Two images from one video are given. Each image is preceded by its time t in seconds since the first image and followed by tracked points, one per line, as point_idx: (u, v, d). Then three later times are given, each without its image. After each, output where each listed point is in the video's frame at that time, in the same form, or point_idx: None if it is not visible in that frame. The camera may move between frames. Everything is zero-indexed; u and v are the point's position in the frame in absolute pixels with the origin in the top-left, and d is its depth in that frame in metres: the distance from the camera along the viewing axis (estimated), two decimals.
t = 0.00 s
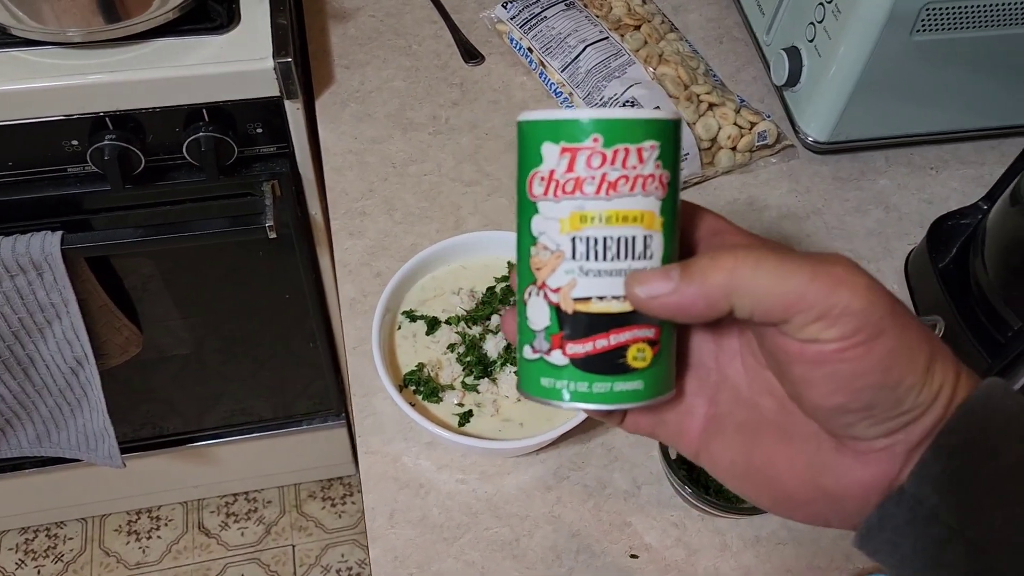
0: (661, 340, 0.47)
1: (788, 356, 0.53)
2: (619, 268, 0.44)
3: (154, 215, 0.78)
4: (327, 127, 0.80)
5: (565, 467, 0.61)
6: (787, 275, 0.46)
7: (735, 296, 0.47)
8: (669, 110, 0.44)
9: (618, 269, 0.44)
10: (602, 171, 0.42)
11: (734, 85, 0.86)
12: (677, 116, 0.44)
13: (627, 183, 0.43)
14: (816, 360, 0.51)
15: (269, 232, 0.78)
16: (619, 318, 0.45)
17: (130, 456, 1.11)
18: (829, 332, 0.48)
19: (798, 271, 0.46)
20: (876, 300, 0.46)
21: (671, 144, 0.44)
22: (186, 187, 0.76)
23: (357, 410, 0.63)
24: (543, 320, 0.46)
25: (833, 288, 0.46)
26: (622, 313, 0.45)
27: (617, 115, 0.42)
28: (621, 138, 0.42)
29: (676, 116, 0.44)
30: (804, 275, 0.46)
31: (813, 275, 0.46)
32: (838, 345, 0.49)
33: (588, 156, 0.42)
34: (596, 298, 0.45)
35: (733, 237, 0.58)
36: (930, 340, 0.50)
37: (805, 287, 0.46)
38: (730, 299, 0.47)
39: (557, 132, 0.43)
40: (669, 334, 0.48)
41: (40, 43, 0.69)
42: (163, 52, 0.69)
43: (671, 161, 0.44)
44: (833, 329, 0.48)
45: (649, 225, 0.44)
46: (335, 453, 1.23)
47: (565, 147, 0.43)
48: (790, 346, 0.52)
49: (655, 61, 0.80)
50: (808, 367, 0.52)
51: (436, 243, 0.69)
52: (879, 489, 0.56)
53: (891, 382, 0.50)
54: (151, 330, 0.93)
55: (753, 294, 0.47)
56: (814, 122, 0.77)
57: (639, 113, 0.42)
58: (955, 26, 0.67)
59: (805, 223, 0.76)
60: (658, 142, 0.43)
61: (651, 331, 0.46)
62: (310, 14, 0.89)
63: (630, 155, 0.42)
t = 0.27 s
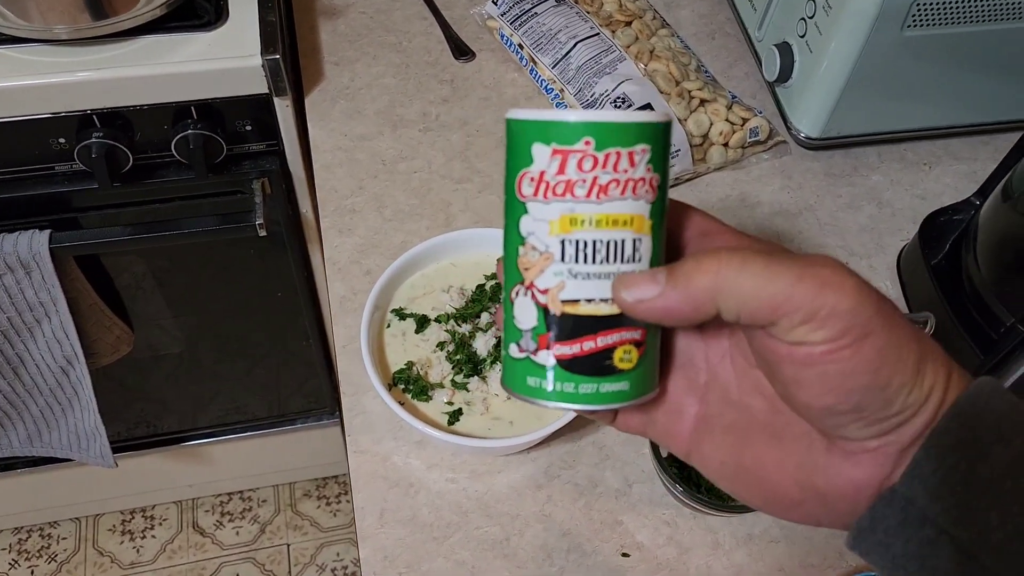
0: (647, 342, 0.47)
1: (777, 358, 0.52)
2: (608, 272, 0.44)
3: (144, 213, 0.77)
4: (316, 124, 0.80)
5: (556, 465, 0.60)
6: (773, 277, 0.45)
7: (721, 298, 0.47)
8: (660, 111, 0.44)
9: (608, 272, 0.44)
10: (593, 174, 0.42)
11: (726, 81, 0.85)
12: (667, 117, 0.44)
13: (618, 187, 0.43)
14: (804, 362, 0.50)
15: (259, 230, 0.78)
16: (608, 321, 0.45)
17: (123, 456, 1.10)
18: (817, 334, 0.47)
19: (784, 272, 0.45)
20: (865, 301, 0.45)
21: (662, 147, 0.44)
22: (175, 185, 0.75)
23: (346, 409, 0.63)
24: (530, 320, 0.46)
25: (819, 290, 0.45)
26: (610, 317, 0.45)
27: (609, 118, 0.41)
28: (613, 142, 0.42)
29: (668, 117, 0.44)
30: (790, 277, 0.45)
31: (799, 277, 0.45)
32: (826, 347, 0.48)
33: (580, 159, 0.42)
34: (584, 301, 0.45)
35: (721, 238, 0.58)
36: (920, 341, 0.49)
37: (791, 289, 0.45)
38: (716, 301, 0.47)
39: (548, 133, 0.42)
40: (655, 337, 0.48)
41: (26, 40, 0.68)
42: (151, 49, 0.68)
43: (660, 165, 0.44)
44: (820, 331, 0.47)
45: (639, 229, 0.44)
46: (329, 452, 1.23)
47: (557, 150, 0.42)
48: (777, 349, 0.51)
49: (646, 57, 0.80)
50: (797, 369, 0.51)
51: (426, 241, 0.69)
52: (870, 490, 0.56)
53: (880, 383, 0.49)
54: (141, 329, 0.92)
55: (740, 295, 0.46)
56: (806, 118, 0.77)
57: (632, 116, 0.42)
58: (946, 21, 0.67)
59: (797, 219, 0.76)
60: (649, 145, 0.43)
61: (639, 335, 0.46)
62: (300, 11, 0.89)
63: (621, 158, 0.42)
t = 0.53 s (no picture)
0: (649, 338, 0.47)
1: (787, 349, 0.51)
2: (615, 267, 0.44)
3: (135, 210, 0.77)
4: (308, 120, 0.79)
5: (549, 462, 0.60)
6: (787, 268, 0.44)
7: (731, 289, 0.46)
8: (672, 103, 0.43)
9: (615, 267, 0.44)
10: (604, 168, 0.42)
11: (720, 76, 0.85)
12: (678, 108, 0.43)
13: (629, 181, 0.42)
14: (815, 353, 0.49)
15: (251, 226, 0.77)
16: (615, 316, 0.45)
17: (117, 453, 1.10)
18: (830, 325, 0.46)
19: (798, 262, 0.44)
20: (882, 292, 0.44)
21: (672, 140, 0.43)
22: (167, 182, 0.74)
23: (339, 407, 0.63)
24: (533, 315, 0.46)
25: (835, 281, 0.44)
26: (616, 312, 0.45)
27: (622, 111, 0.41)
28: (625, 135, 0.41)
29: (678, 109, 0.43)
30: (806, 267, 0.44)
31: (814, 268, 0.44)
32: (838, 339, 0.47)
33: (591, 152, 0.41)
34: (590, 297, 0.45)
35: (725, 227, 0.58)
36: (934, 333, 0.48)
37: (805, 280, 0.44)
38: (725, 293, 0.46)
39: (558, 124, 0.41)
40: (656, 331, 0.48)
41: (16, 36, 0.67)
42: (142, 45, 0.67)
43: (670, 158, 0.43)
44: (834, 322, 0.46)
45: (647, 224, 0.44)
46: (324, 449, 1.23)
47: (568, 142, 0.41)
48: (789, 340, 0.51)
49: (640, 51, 0.79)
50: (808, 360, 0.50)
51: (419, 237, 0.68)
52: (877, 483, 0.56)
53: (892, 376, 0.48)
54: (135, 327, 0.92)
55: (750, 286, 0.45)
56: (800, 113, 0.77)
57: (645, 109, 0.41)
58: (941, 14, 0.67)
59: (792, 215, 0.75)
60: (661, 139, 0.42)
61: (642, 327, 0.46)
62: (292, 6, 0.88)
63: (633, 153, 0.42)
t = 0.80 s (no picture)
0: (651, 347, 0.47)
1: (786, 362, 0.51)
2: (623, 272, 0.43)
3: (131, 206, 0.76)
4: (305, 115, 0.79)
5: (548, 458, 0.60)
6: (785, 281, 0.44)
7: (730, 302, 0.45)
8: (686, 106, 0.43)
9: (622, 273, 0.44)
10: (619, 170, 0.41)
11: (720, 70, 0.85)
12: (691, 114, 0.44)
13: (643, 184, 0.42)
14: (818, 367, 0.49)
15: (249, 222, 0.77)
16: (617, 325, 0.45)
17: (115, 450, 1.09)
18: (830, 339, 0.46)
19: (796, 276, 0.44)
20: (883, 303, 0.44)
21: (684, 144, 0.43)
22: (164, 177, 0.74)
23: (336, 403, 0.62)
24: (536, 321, 0.45)
25: (834, 294, 0.43)
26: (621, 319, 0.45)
27: (640, 112, 0.40)
28: (641, 137, 0.41)
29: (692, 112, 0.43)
30: (803, 281, 0.43)
31: (813, 281, 0.43)
32: (839, 352, 0.47)
33: (606, 153, 0.41)
34: (596, 303, 0.44)
35: (725, 228, 0.57)
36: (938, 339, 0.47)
37: (803, 293, 0.44)
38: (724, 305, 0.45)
39: (573, 123, 0.41)
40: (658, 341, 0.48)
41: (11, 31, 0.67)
42: (138, 39, 0.67)
43: (682, 163, 0.43)
44: (834, 336, 0.46)
45: (657, 229, 0.43)
46: (323, 445, 1.22)
47: (583, 141, 0.41)
48: (789, 353, 0.50)
49: (639, 45, 0.79)
50: (810, 374, 0.50)
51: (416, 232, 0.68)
52: (886, 489, 0.55)
53: (896, 386, 0.48)
54: (132, 324, 0.91)
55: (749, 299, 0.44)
56: (800, 107, 0.76)
57: (661, 110, 0.41)
58: (941, 8, 0.66)
59: (792, 209, 0.75)
60: (676, 143, 0.42)
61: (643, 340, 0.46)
62: None
63: (648, 155, 0.41)
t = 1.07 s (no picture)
0: (658, 342, 0.46)
1: (786, 356, 0.51)
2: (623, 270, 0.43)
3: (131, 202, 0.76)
4: (305, 111, 0.79)
5: (549, 454, 0.60)
6: (780, 275, 0.44)
7: (727, 299, 0.45)
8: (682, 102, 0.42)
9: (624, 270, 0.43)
10: (614, 169, 0.41)
11: (720, 65, 0.84)
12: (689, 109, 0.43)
13: (639, 182, 0.41)
14: (816, 362, 0.49)
15: (248, 218, 0.77)
16: (620, 322, 0.44)
17: (115, 447, 1.09)
18: (826, 333, 0.46)
19: (790, 269, 0.44)
20: (877, 295, 0.44)
21: (682, 141, 0.43)
22: (163, 174, 0.74)
23: (337, 399, 0.62)
24: (540, 320, 0.45)
25: (827, 287, 0.44)
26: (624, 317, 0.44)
27: (633, 111, 0.40)
28: (636, 135, 0.41)
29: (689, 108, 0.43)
30: (796, 275, 0.44)
31: (806, 274, 0.44)
32: (836, 346, 0.47)
33: (600, 152, 0.41)
34: (598, 301, 0.44)
35: (731, 219, 0.57)
36: (938, 332, 0.47)
37: (797, 287, 0.44)
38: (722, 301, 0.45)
39: (568, 123, 0.41)
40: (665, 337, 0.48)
41: (9, 26, 0.67)
42: (136, 35, 0.67)
43: (681, 159, 0.43)
44: (830, 330, 0.46)
45: (657, 226, 0.43)
46: (324, 441, 1.22)
47: (578, 141, 0.41)
48: (788, 348, 0.51)
49: (638, 40, 0.78)
50: (808, 368, 0.51)
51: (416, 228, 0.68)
52: (890, 482, 0.55)
53: (896, 379, 0.48)
54: (132, 320, 0.91)
55: (746, 294, 0.44)
56: (801, 102, 0.76)
57: (654, 108, 0.40)
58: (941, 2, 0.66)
59: (792, 205, 0.75)
60: (672, 139, 0.42)
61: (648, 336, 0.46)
62: None
63: (644, 153, 0.41)
